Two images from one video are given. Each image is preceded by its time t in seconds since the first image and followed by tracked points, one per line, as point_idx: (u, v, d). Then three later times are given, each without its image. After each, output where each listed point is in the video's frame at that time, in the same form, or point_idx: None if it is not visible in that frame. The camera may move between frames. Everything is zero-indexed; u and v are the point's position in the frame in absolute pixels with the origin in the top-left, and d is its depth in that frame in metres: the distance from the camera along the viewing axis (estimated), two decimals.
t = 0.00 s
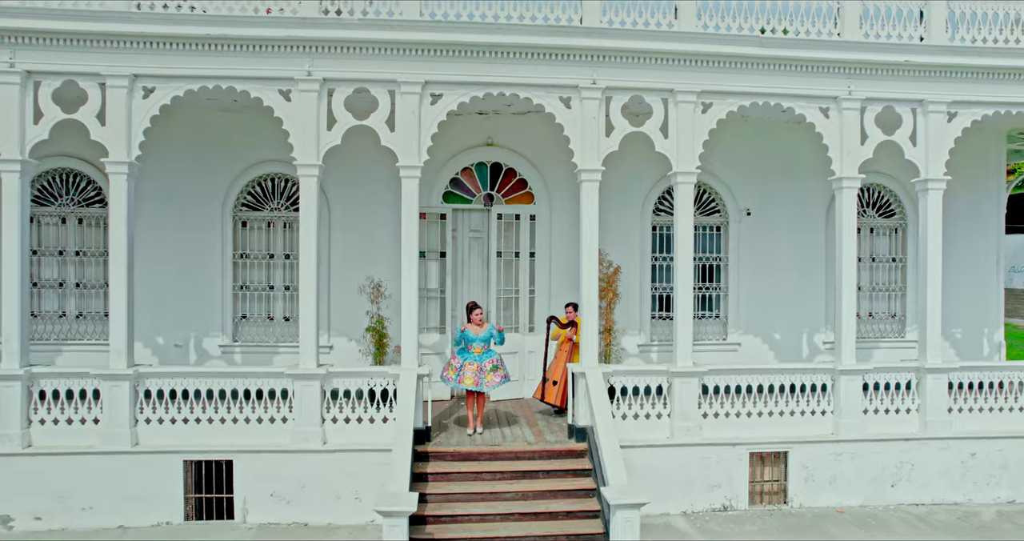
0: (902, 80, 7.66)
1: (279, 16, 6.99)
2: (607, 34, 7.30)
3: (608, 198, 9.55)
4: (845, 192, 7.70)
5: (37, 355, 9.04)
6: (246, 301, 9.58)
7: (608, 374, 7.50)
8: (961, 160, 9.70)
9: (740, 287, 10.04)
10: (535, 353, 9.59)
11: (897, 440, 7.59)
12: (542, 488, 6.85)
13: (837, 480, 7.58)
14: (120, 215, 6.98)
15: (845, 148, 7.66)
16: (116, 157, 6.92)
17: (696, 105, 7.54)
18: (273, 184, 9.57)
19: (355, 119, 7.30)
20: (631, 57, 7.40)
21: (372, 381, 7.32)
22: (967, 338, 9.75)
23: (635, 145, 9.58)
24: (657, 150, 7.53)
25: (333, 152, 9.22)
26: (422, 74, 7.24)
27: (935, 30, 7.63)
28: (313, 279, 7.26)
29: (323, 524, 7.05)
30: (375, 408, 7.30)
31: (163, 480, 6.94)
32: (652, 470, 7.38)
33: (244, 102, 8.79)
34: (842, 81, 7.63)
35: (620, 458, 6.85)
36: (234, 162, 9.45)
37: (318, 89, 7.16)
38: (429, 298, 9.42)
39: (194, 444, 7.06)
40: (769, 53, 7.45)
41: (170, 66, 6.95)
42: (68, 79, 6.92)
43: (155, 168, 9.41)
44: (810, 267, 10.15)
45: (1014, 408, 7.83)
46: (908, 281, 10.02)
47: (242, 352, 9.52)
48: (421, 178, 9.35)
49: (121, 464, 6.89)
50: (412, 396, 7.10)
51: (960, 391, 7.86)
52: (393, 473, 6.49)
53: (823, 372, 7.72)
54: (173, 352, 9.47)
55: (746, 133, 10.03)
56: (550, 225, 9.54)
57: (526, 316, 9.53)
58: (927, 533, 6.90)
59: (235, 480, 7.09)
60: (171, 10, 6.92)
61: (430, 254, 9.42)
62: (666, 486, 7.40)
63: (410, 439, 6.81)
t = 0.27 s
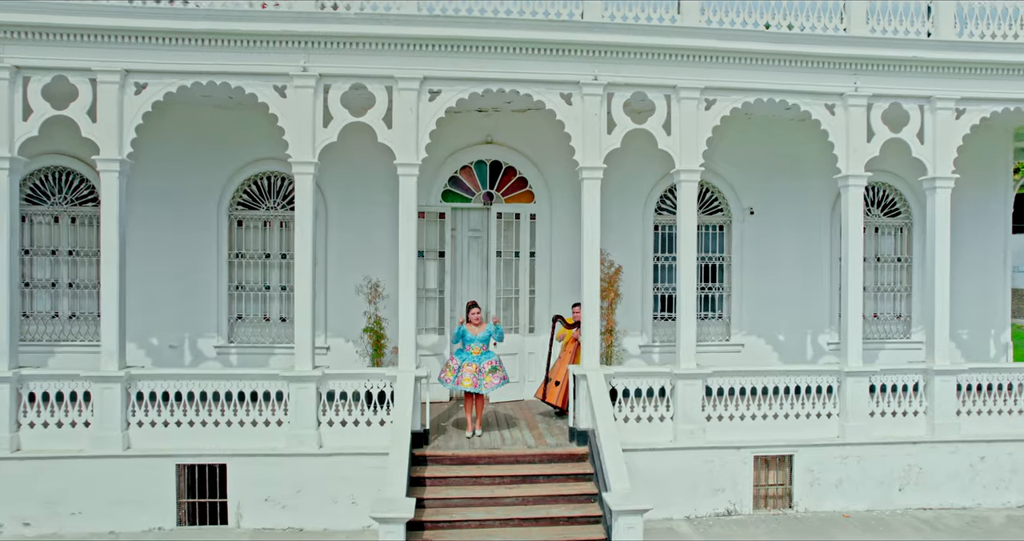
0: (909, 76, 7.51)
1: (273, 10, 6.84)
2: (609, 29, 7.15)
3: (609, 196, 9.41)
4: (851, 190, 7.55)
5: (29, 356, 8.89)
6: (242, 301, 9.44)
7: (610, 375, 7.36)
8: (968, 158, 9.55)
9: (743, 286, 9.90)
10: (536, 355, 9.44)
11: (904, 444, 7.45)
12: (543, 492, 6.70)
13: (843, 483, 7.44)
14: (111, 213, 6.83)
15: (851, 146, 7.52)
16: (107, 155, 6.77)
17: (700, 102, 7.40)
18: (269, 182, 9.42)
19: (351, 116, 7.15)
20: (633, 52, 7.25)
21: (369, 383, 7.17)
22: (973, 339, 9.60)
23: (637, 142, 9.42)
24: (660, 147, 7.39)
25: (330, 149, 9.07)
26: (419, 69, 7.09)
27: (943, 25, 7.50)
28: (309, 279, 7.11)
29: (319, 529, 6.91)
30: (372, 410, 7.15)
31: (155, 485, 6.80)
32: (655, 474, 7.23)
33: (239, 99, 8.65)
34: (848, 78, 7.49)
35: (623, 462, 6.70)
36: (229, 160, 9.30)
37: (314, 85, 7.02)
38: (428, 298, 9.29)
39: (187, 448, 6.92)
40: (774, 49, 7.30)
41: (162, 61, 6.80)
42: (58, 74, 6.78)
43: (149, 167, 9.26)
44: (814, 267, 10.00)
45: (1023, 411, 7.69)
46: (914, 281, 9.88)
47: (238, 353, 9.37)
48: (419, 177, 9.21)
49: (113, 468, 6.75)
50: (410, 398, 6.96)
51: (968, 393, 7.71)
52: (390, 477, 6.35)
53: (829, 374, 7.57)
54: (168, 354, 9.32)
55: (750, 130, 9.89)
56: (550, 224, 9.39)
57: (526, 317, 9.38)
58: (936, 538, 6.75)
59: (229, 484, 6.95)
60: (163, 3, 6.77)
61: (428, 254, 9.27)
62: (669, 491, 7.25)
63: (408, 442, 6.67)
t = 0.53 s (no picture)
0: (918, 71, 7.33)
1: (267, 3, 6.67)
2: (611, 23, 6.98)
3: (611, 195, 9.25)
4: (859, 189, 7.38)
5: (20, 358, 8.72)
6: (237, 302, 9.26)
7: (612, 378, 7.19)
8: (976, 156, 9.38)
9: (747, 286, 9.72)
10: (536, 356, 9.26)
11: (913, 448, 7.28)
12: (544, 499, 6.53)
13: (851, 489, 7.27)
14: (101, 212, 6.65)
15: (858, 143, 7.34)
16: (96, 152, 6.60)
17: (704, 98, 7.22)
18: (264, 180, 9.24)
19: (347, 113, 6.99)
20: (636, 47, 7.08)
21: (366, 387, 6.99)
22: (981, 340, 9.43)
23: (640, 140, 9.25)
24: (663, 144, 7.22)
25: (326, 146, 8.91)
26: (417, 65, 6.93)
27: (953, 19, 7.33)
28: (304, 280, 6.94)
29: (314, 536, 6.74)
30: (369, 414, 6.98)
31: (146, 491, 6.64)
32: (659, 480, 7.06)
33: (234, 95, 8.47)
34: (856, 73, 7.31)
35: (625, 467, 6.54)
36: (224, 158, 9.13)
37: (309, 80, 6.85)
38: (426, 299, 9.12)
39: (178, 453, 6.75)
40: (780, 44, 7.13)
41: (153, 56, 6.64)
42: (45, 70, 6.61)
43: (142, 165, 9.09)
44: (819, 267, 9.83)
45: None
46: (921, 281, 9.70)
47: (233, 355, 9.21)
48: (417, 175, 9.04)
49: (102, 473, 6.58)
50: (407, 402, 6.80)
51: (978, 396, 7.54)
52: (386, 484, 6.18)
53: (836, 376, 7.41)
54: (161, 356, 9.15)
55: (754, 127, 9.72)
56: (550, 224, 9.22)
57: (526, 318, 9.21)
58: None
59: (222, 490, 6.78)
60: None
61: (427, 254, 9.12)
62: (673, 496, 7.08)
63: (405, 447, 6.51)
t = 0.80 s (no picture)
0: (929, 67, 7.15)
1: None
2: (614, 16, 6.79)
3: (614, 193, 9.06)
4: (868, 186, 7.19)
5: (10, 360, 8.54)
6: (232, 303, 9.08)
7: (615, 381, 7.02)
8: (985, 153, 9.19)
9: (751, 287, 9.54)
10: (537, 358, 9.08)
11: (924, 453, 7.10)
12: (545, 505, 6.35)
13: (861, 494, 7.08)
14: (89, 210, 6.47)
15: (867, 140, 7.15)
16: (85, 149, 6.42)
17: (710, 93, 7.04)
18: (260, 178, 9.06)
19: (343, 108, 6.80)
20: (640, 41, 6.89)
21: (362, 390, 6.80)
22: (991, 342, 9.25)
23: (643, 137, 9.07)
24: (667, 141, 7.04)
25: (322, 143, 8.72)
26: (415, 59, 6.75)
27: (965, 13, 7.16)
28: (299, 280, 6.76)
29: None
30: (365, 418, 6.80)
31: (136, 497, 6.46)
32: (663, 485, 6.88)
33: (228, 91, 8.29)
34: (866, 68, 7.12)
35: (629, 473, 6.36)
36: (219, 156, 8.95)
37: (304, 75, 6.67)
38: (425, 300, 8.95)
39: (169, 458, 6.57)
40: (788, 38, 6.94)
41: (143, 49, 6.45)
42: (32, 64, 6.43)
43: (135, 163, 8.90)
44: (825, 266, 9.65)
45: None
46: (928, 281, 9.52)
47: (227, 356, 9.02)
48: (415, 173, 8.85)
49: (90, 479, 6.40)
50: (404, 405, 6.62)
51: (990, 399, 7.36)
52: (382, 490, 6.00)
53: (845, 379, 7.23)
54: (154, 357, 8.97)
55: (760, 124, 9.53)
56: (551, 223, 9.03)
57: (527, 319, 9.03)
58: None
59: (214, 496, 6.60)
60: None
61: (425, 253, 8.94)
62: (678, 502, 6.90)
63: (402, 453, 6.34)
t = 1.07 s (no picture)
0: (940, 61, 6.94)
1: None
2: (617, 8, 6.58)
3: (616, 191, 8.86)
4: (878, 184, 6.98)
5: None
6: (225, 303, 8.88)
7: (617, 384, 6.81)
8: (995, 151, 8.99)
9: (756, 288, 9.34)
10: (537, 360, 8.88)
11: (935, 458, 6.90)
12: (546, 513, 6.15)
13: (871, 500, 6.89)
14: (75, 208, 6.26)
15: (877, 137, 6.94)
16: (70, 145, 6.21)
17: (715, 88, 6.84)
18: (254, 176, 8.85)
19: (338, 103, 6.60)
20: (643, 34, 6.68)
21: (357, 393, 6.60)
22: (1001, 344, 9.05)
23: (645, 134, 8.87)
24: (671, 137, 6.85)
25: (317, 139, 8.53)
26: (412, 53, 6.55)
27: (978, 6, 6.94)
28: (292, 280, 6.55)
29: None
30: (361, 422, 6.59)
31: (124, 504, 6.26)
32: (667, 491, 6.69)
33: (220, 86, 8.09)
34: (876, 62, 6.92)
35: (633, 480, 6.17)
36: (212, 153, 8.75)
37: (297, 69, 6.47)
38: (423, 300, 8.74)
39: (158, 464, 6.36)
40: (795, 31, 6.74)
41: (131, 41, 6.25)
42: (16, 57, 6.23)
43: (126, 160, 8.69)
44: (832, 266, 9.44)
45: None
46: (937, 281, 9.32)
47: (221, 358, 8.82)
48: (413, 171, 8.65)
49: (76, 486, 6.19)
50: (401, 409, 6.43)
51: (1003, 403, 7.16)
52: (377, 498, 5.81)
53: (854, 381, 7.02)
54: (146, 359, 8.76)
55: (766, 121, 9.34)
56: (552, 221, 8.83)
57: (527, 320, 8.83)
58: None
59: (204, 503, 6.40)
60: None
61: (423, 253, 8.73)
62: (682, 509, 6.71)
63: (398, 458, 6.18)
